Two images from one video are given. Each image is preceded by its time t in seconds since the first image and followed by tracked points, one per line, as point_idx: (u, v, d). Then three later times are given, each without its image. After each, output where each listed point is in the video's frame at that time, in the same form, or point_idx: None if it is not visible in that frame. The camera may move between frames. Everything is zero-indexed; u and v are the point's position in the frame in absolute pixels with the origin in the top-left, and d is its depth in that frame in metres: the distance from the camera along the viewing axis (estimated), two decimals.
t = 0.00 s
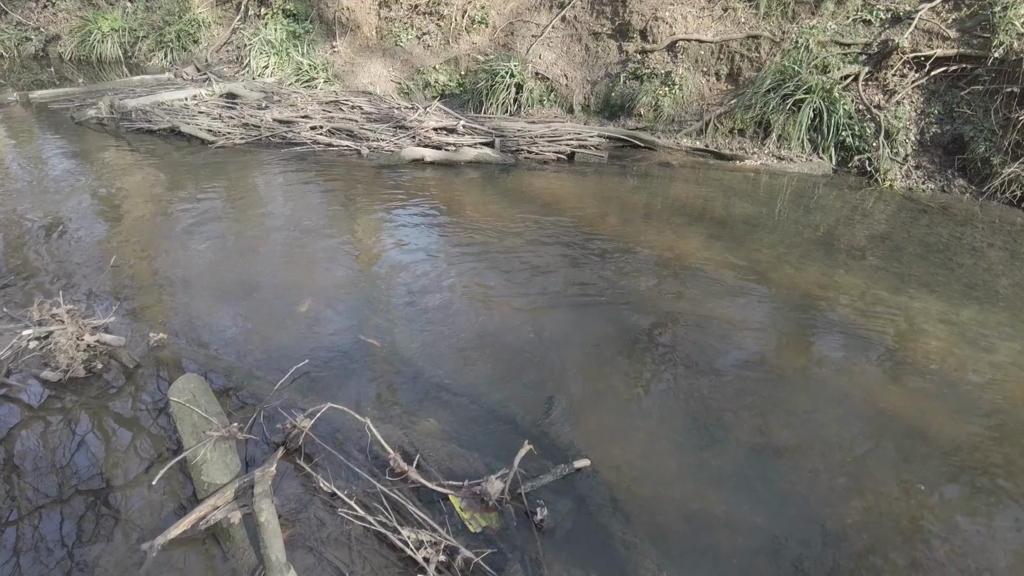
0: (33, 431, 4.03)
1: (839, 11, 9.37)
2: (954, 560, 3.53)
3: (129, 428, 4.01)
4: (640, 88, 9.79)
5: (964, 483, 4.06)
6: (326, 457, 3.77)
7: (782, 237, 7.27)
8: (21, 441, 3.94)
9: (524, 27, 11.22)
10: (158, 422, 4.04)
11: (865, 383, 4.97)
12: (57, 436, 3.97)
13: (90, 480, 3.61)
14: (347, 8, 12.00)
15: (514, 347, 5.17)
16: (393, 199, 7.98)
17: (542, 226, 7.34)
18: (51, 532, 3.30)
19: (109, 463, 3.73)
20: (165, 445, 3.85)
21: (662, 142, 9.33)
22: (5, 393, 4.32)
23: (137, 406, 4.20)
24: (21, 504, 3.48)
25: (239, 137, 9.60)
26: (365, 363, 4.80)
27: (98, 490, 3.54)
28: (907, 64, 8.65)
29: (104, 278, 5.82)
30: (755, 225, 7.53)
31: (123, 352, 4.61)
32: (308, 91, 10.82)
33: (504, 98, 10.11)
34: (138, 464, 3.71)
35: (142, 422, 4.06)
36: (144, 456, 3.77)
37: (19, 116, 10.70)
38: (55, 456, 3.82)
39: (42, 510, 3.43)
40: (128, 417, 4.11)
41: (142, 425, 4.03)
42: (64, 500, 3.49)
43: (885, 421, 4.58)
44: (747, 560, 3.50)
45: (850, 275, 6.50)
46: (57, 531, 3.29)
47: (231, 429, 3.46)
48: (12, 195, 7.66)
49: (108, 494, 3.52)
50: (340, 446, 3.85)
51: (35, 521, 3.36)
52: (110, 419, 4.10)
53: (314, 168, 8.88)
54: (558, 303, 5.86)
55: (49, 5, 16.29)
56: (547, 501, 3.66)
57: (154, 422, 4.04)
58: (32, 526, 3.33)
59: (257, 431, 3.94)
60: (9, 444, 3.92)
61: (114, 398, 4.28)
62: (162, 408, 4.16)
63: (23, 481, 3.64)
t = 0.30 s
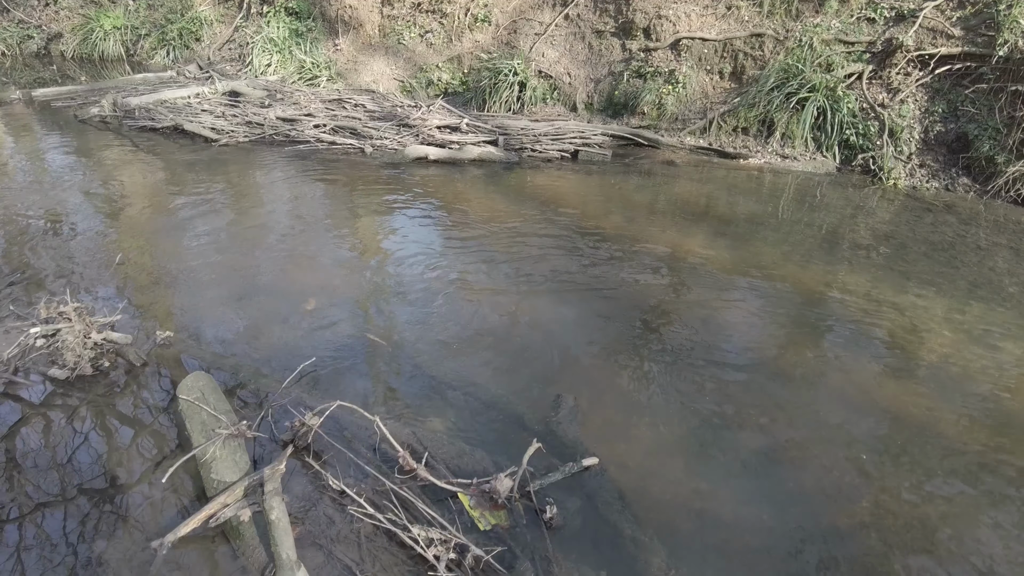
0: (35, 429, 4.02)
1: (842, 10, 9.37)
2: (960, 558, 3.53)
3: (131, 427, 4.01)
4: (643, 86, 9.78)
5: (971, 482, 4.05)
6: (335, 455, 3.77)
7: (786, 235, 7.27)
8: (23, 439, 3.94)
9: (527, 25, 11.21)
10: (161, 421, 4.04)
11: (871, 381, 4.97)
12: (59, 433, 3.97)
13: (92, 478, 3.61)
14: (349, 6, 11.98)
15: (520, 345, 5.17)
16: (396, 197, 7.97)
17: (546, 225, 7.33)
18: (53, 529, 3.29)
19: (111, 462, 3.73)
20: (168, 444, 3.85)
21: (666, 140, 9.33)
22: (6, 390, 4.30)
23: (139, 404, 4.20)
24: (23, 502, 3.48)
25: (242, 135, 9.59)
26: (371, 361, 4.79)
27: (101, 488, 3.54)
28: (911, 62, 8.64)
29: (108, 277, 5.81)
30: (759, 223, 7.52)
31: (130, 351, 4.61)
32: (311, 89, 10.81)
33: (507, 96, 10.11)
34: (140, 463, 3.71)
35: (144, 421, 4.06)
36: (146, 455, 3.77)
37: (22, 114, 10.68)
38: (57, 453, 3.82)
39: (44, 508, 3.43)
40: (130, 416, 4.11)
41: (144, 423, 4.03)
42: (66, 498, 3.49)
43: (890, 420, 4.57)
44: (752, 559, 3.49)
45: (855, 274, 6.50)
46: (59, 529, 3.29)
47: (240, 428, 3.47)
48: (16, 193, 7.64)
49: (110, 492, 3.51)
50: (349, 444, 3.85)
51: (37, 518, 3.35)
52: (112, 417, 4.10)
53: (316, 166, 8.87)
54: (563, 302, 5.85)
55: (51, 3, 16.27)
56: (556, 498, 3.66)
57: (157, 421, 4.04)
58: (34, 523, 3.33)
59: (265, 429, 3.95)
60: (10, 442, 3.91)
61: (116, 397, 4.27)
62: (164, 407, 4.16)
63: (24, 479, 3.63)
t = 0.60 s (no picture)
0: (40, 425, 4.04)
1: (849, 8, 9.34)
2: (965, 557, 3.52)
3: (137, 423, 4.02)
4: (648, 84, 9.78)
5: (979, 481, 4.05)
6: (344, 452, 3.78)
7: (792, 234, 7.27)
8: (31, 436, 3.95)
9: (532, 23, 11.21)
10: (164, 418, 4.05)
11: (878, 380, 4.97)
12: (64, 430, 3.99)
13: (97, 475, 3.62)
14: (354, 4, 11.99)
15: (527, 343, 5.18)
16: (400, 195, 7.97)
17: (552, 223, 7.33)
18: (58, 525, 3.31)
19: (119, 459, 3.74)
20: (171, 441, 3.86)
21: (671, 139, 9.32)
22: (13, 387, 4.31)
23: (145, 401, 4.21)
24: (28, 498, 3.50)
25: (248, 133, 9.59)
26: (378, 360, 4.79)
27: (105, 485, 3.55)
28: (918, 62, 8.66)
29: (115, 275, 5.81)
30: (764, 222, 7.52)
31: (139, 348, 4.63)
32: (316, 87, 10.82)
33: (512, 94, 10.10)
34: (144, 460, 3.72)
35: (149, 418, 4.07)
36: (150, 452, 3.78)
37: (28, 112, 10.69)
38: (62, 450, 3.83)
39: (49, 504, 3.44)
40: (133, 413, 4.12)
41: (147, 420, 4.04)
42: (70, 495, 3.50)
43: (894, 419, 4.56)
44: (756, 558, 3.50)
45: (861, 273, 6.50)
46: (64, 525, 3.30)
47: (250, 425, 3.48)
48: (22, 191, 7.64)
49: (114, 488, 3.53)
50: (358, 442, 3.86)
51: (42, 515, 3.37)
52: (116, 414, 4.11)
53: (320, 164, 8.88)
54: (569, 300, 5.85)
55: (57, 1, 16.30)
56: (565, 496, 3.68)
57: (161, 418, 4.05)
58: (39, 520, 3.34)
59: (274, 426, 3.96)
60: (18, 439, 3.92)
61: (120, 393, 4.28)
62: (171, 405, 4.17)
63: (30, 475, 3.65)
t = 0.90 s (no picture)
0: (48, 421, 4.06)
1: (859, 7, 9.30)
2: (977, 559, 3.50)
3: (149, 420, 4.04)
4: (657, 83, 9.77)
5: (991, 482, 4.03)
6: (356, 450, 3.80)
7: (801, 234, 7.24)
8: (44, 432, 3.97)
9: (540, 22, 11.22)
10: (174, 415, 4.07)
11: (889, 380, 4.95)
12: (72, 425, 4.01)
13: (104, 470, 3.64)
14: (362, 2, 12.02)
15: (537, 342, 5.18)
16: (407, 194, 7.98)
17: (560, 222, 7.33)
18: (66, 520, 3.32)
19: (131, 455, 3.75)
20: (180, 438, 3.88)
21: (680, 138, 9.31)
22: (26, 384, 4.34)
23: (157, 398, 4.23)
24: (36, 492, 3.52)
25: (257, 132, 9.63)
26: (387, 358, 4.80)
27: (112, 480, 3.57)
28: (929, 61, 8.61)
29: (125, 273, 5.83)
30: (773, 221, 7.50)
31: (150, 345, 4.66)
32: (324, 85, 10.85)
33: (520, 93, 10.11)
34: (151, 456, 3.74)
35: (161, 415, 4.08)
36: (157, 448, 3.80)
37: (38, 110, 10.75)
38: (69, 445, 3.85)
39: (57, 499, 3.47)
40: (144, 409, 4.14)
41: (155, 417, 4.06)
42: (78, 490, 3.52)
43: (904, 420, 4.54)
44: (764, 558, 3.48)
45: (871, 273, 6.47)
46: (72, 520, 3.32)
47: (263, 422, 3.50)
48: (33, 188, 7.67)
49: (121, 484, 3.54)
50: (369, 439, 3.87)
51: (50, 510, 3.39)
52: (123, 411, 4.13)
53: (327, 162, 8.90)
54: (578, 299, 5.85)
55: None
56: (576, 495, 3.69)
57: (168, 415, 4.07)
58: (47, 515, 3.36)
59: (286, 424, 3.98)
60: (32, 435, 3.94)
61: (130, 390, 4.31)
62: (182, 402, 4.18)
63: (38, 470, 3.67)
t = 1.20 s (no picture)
0: (61, 415, 4.10)
1: (874, 7, 9.26)
2: (995, 563, 3.47)
3: (164, 415, 4.07)
4: (670, 83, 9.75)
5: (1008, 486, 3.99)
6: (371, 447, 3.82)
7: (815, 235, 7.20)
8: (61, 426, 4.01)
9: (553, 21, 11.22)
10: (190, 412, 4.10)
11: (904, 382, 4.91)
12: (84, 420, 4.05)
13: (117, 465, 3.67)
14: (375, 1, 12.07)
15: (549, 341, 5.18)
16: (419, 193, 8.00)
17: (572, 222, 7.32)
18: (78, 513, 3.36)
19: (147, 450, 3.78)
20: (196, 434, 3.91)
21: (692, 137, 9.28)
22: (44, 379, 4.38)
23: (172, 395, 4.26)
24: (48, 486, 3.55)
25: (270, 130, 9.69)
26: (400, 356, 4.82)
27: (124, 476, 3.60)
28: (945, 61, 8.54)
29: (139, 270, 5.88)
30: (786, 222, 7.46)
31: (166, 341, 4.70)
32: (337, 84, 10.89)
33: (532, 92, 10.11)
34: (162, 452, 3.77)
35: (176, 411, 4.12)
36: (171, 444, 3.83)
37: (54, 107, 10.85)
38: (81, 440, 3.89)
39: (70, 492, 3.50)
40: (160, 405, 4.17)
41: (168, 413, 4.09)
42: (90, 484, 3.56)
43: (919, 422, 4.51)
44: (776, 559, 3.47)
45: (886, 275, 6.43)
46: (84, 514, 3.35)
47: (279, 419, 3.52)
48: (50, 184, 7.75)
49: (133, 479, 3.58)
50: (384, 437, 3.88)
51: (63, 503, 3.42)
52: (140, 407, 4.17)
53: (339, 160, 8.94)
54: (591, 299, 5.83)
55: None
56: (589, 495, 3.68)
57: (179, 412, 4.11)
58: (60, 508, 3.39)
59: (301, 421, 4.00)
60: (49, 430, 3.98)
61: (146, 385, 4.34)
62: (198, 398, 4.22)
63: (50, 464, 3.71)
